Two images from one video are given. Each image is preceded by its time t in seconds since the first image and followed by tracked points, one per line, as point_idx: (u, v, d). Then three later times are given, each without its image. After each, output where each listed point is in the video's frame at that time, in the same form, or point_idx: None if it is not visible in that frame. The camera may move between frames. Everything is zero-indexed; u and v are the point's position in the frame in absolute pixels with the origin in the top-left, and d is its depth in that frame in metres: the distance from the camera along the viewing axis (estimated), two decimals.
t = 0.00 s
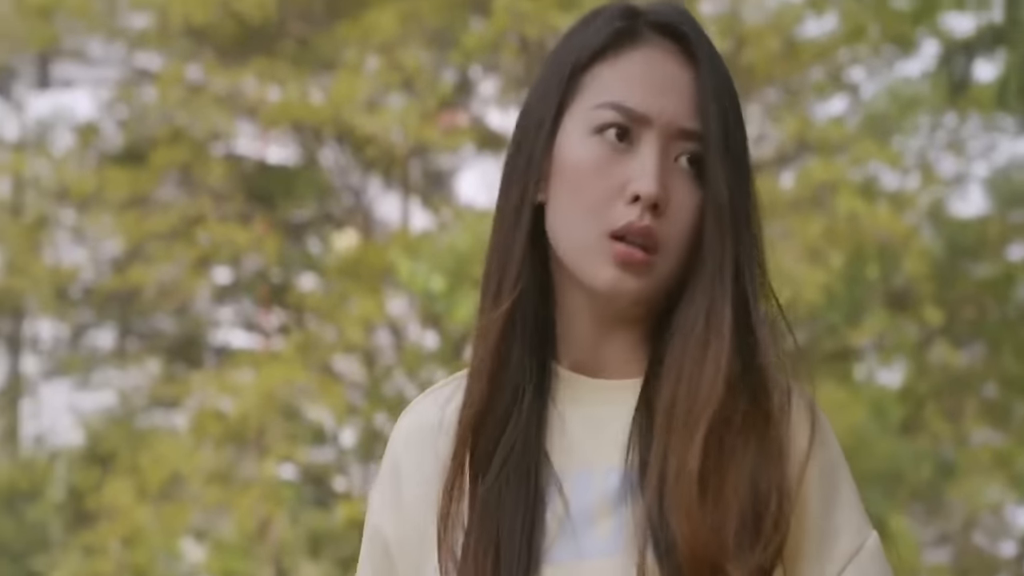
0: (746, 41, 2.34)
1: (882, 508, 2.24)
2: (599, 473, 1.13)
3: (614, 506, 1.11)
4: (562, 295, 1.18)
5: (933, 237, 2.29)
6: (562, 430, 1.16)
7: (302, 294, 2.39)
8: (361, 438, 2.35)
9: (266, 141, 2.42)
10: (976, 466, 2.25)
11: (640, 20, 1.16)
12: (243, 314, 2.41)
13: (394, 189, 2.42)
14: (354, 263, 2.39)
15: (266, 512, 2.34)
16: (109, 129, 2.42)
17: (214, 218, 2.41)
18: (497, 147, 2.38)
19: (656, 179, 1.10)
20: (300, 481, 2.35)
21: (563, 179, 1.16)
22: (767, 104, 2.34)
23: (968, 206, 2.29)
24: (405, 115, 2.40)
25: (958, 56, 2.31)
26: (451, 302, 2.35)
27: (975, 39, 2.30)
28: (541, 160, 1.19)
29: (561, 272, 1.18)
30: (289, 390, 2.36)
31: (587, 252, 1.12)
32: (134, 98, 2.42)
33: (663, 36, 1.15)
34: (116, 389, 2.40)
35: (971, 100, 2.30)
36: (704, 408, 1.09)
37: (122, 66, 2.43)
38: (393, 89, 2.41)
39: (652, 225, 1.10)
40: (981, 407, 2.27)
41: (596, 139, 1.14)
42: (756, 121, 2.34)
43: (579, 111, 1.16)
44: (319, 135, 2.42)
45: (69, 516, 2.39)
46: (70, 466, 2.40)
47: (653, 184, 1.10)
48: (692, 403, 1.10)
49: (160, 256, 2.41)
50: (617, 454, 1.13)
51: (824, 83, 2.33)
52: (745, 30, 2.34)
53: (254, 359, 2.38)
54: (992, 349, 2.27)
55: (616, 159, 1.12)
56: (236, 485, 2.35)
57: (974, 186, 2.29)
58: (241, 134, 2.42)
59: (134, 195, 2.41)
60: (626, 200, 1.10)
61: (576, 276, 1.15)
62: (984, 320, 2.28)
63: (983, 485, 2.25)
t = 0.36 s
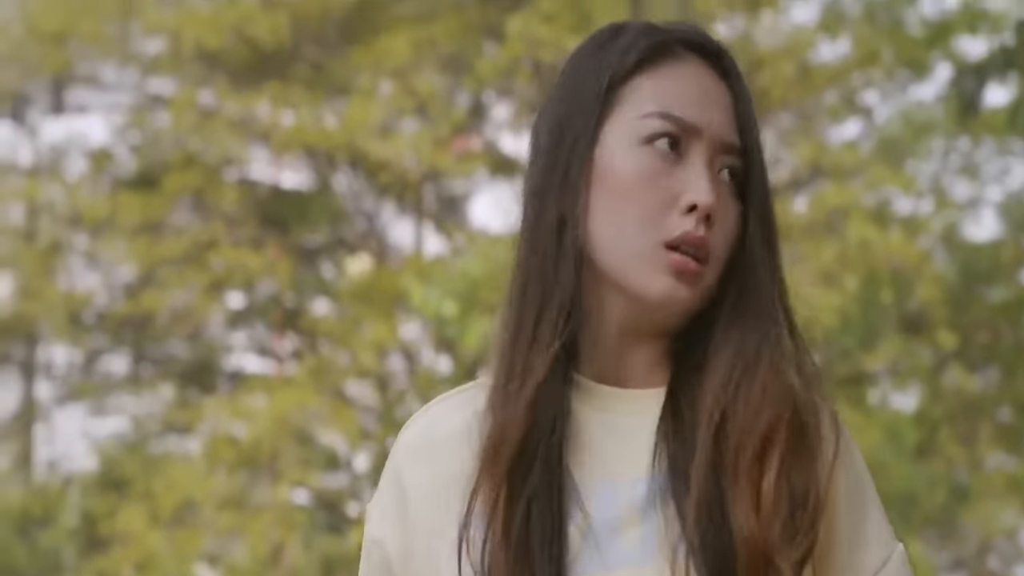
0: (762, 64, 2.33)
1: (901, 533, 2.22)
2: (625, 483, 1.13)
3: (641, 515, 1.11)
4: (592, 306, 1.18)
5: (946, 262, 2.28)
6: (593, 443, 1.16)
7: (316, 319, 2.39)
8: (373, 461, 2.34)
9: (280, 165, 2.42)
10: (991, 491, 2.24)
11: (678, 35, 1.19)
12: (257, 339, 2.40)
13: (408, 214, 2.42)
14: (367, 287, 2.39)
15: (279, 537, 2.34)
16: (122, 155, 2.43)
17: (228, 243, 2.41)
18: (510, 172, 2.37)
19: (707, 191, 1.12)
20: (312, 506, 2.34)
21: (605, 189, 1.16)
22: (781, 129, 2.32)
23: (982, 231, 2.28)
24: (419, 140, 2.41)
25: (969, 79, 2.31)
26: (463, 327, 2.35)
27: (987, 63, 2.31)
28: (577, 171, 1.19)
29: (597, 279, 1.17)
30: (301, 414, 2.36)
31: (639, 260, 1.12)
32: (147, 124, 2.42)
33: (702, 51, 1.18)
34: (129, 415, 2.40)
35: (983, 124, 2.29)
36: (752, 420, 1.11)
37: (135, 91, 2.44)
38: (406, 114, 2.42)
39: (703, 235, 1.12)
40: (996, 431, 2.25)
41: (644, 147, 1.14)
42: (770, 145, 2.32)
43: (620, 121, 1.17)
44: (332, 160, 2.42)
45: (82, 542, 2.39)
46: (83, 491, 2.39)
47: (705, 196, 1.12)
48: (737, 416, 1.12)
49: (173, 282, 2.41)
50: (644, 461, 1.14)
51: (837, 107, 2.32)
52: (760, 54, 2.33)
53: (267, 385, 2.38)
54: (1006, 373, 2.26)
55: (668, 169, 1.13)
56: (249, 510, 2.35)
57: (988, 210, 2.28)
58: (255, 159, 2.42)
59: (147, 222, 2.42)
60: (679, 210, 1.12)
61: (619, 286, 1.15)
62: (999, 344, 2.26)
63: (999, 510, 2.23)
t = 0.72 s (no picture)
0: (774, 86, 2.34)
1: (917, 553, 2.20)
2: (653, 496, 0.95)
3: (670, 524, 0.94)
4: (615, 328, 0.97)
5: (958, 284, 2.27)
6: (619, 460, 0.97)
7: (327, 340, 2.39)
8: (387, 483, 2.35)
9: (292, 187, 2.42)
10: (1006, 512, 2.23)
11: (704, 50, 1.01)
12: (269, 361, 2.40)
13: (419, 235, 2.42)
14: (379, 308, 2.39)
15: (292, 558, 2.34)
16: (134, 177, 2.44)
17: (240, 264, 2.42)
18: (522, 193, 2.38)
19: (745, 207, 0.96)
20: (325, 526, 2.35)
21: (640, 207, 0.96)
22: (793, 149, 2.32)
23: (994, 250, 2.27)
24: (431, 161, 2.41)
25: (981, 101, 2.30)
26: (475, 349, 2.35)
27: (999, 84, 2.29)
28: (607, 187, 0.98)
29: (634, 309, 0.96)
30: (313, 436, 2.35)
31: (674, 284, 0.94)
32: (159, 145, 2.43)
33: (732, 71, 1.01)
34: (142, 436, 2.40)
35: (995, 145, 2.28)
36: (786, 421, 0.97)
37: (147, 113, 2.45)
38: (418, 135, 2.42)
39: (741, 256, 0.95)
40: (1011, 452, 2.24)
41: (674, 159, 0.96)
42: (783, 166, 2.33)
43: (647, 135, 0.98)
44: (344, 182, 2.42)
45: (94, 563, 2.40)
46: (96, 513, 2.39)
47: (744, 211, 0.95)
48: (769, 421, 0.98)
49: (184, 303, 2.41)
50: (673, 469, 0.96)
51: (849, 128, 2.32)
52: (772, 75, 2.34)
53: (279, 406, 2.37)
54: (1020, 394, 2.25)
55: (704, 183, 0.95)
56: (261, 530, 2.35)
57: (1000, 232, 2.28)
58: (267, 181, 2.43)
59: (158, 244, 2.42)
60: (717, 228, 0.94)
61: (658, 310, 0.95)
62: (1011, 365, 2.26)
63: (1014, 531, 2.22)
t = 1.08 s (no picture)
0: (785, 104, 2.34)
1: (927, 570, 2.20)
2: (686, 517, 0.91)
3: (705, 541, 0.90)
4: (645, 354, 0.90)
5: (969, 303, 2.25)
6: (650, 481, 0.91)
7: (338, 359, 2.39)
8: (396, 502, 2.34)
9: (303, 207, 2.43)
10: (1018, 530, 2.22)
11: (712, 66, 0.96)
12: (280, 380, 2.41)
13: (430, 253, 2.43)
14: (389, 327, 2.39)
15: None
16: (145, 196, 2.46)
17: (249, 284, 2.42)
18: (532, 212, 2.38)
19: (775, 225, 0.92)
20: (336, 545, 2.35)
21: (676, 223, 0.90)
22: (803, 167, 2.34)
23: (1005, 269, 2.26)
24: (442, 181, 2.41)
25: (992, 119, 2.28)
26: (485, 367, 2.34)
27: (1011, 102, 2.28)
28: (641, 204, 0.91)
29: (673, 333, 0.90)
30: (323, 455, 2.34)
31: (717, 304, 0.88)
32: (170, 165, 2.45)
33: (742, 88, 0.97)
34: (153, 455, 2.42)
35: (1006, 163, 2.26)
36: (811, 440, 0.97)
37: (158, 133, 2.47)
38: (430, 154, 2.42)
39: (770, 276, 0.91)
40: None
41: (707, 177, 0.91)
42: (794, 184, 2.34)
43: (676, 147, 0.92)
44: (354, 201, 2.43)
45: None
46: (107, 532, 2.40)
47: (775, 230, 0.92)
48: (795, 437, 0.98)
49: (195, 322, 2.41)
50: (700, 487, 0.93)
51: (860, 146, 2.33)
52: (783, 95, 2.34)
53: (289, 425, 2.37)
54: None
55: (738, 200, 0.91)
56: (271, 549, 2.36)
57: (1011, 251, 2.27)
58: (278, 201, 2.44)
59: (169, 263, 2.43)
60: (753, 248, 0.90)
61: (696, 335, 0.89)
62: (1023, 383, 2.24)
63: None
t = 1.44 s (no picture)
0: (790, 111, 2.25)
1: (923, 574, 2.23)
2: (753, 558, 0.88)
3: None
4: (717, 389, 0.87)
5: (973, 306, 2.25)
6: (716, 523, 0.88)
7: (342, 364, 2.29)
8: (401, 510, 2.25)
9: (308, 213, 2.30)
10: None
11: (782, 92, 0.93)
12: (285, 387, 2.30)
13: (434, 259, 2.28)
14: (394, 333, 2.28)
15: None
16: (148, 203, 2.30)
17: (249, 290, 2.31)
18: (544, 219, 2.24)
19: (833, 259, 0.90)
20: (338, 551, 2.28)
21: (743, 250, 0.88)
22: (808, 172, 2.25)
23: (1010, 273, 2.25)
24: (447, 188, 2.29)
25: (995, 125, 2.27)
26: (488, 372, 2.25)
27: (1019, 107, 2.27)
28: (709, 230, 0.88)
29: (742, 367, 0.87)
30: (328, 461, 2.28)
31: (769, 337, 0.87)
32: (174, 171, 2.30)
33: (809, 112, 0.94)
34: (158, 463, 2.29)
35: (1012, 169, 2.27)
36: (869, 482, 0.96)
37: (164, 140, 2.31)
38: (435, 161, 2.29)
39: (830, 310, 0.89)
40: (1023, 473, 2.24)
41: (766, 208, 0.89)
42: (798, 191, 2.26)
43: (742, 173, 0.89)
44: (359, 208, 2.30)
45: None
46: (122, 546, 2.30)
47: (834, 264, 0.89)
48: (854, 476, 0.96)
49: (200, 329, 2.30)
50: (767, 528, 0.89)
51: (864, 150, 2.26)
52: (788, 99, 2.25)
53: (295, 432, 2.29)
54: None
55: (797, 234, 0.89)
56: (276, 556, 2.30)
57: (1016, 255, 2.25)
58: (282, 207, 2.31)
59: (172, 270, 2.30)
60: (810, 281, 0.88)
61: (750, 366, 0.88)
62: None
63: None
